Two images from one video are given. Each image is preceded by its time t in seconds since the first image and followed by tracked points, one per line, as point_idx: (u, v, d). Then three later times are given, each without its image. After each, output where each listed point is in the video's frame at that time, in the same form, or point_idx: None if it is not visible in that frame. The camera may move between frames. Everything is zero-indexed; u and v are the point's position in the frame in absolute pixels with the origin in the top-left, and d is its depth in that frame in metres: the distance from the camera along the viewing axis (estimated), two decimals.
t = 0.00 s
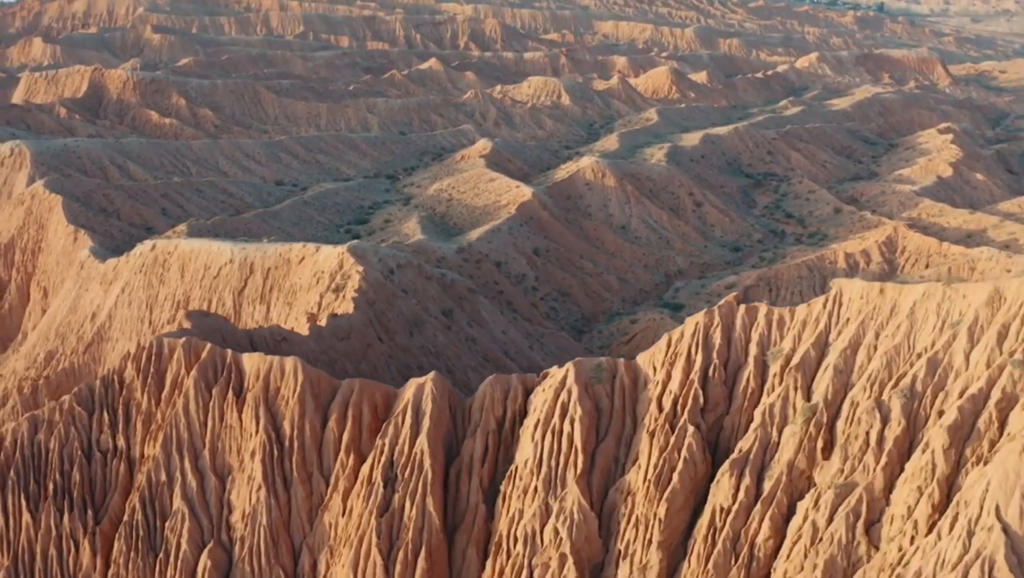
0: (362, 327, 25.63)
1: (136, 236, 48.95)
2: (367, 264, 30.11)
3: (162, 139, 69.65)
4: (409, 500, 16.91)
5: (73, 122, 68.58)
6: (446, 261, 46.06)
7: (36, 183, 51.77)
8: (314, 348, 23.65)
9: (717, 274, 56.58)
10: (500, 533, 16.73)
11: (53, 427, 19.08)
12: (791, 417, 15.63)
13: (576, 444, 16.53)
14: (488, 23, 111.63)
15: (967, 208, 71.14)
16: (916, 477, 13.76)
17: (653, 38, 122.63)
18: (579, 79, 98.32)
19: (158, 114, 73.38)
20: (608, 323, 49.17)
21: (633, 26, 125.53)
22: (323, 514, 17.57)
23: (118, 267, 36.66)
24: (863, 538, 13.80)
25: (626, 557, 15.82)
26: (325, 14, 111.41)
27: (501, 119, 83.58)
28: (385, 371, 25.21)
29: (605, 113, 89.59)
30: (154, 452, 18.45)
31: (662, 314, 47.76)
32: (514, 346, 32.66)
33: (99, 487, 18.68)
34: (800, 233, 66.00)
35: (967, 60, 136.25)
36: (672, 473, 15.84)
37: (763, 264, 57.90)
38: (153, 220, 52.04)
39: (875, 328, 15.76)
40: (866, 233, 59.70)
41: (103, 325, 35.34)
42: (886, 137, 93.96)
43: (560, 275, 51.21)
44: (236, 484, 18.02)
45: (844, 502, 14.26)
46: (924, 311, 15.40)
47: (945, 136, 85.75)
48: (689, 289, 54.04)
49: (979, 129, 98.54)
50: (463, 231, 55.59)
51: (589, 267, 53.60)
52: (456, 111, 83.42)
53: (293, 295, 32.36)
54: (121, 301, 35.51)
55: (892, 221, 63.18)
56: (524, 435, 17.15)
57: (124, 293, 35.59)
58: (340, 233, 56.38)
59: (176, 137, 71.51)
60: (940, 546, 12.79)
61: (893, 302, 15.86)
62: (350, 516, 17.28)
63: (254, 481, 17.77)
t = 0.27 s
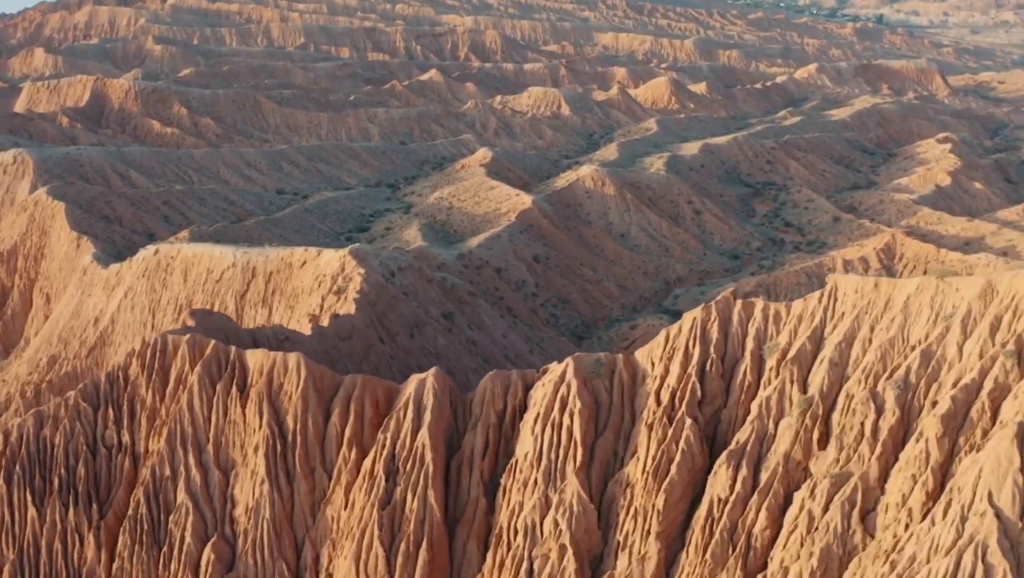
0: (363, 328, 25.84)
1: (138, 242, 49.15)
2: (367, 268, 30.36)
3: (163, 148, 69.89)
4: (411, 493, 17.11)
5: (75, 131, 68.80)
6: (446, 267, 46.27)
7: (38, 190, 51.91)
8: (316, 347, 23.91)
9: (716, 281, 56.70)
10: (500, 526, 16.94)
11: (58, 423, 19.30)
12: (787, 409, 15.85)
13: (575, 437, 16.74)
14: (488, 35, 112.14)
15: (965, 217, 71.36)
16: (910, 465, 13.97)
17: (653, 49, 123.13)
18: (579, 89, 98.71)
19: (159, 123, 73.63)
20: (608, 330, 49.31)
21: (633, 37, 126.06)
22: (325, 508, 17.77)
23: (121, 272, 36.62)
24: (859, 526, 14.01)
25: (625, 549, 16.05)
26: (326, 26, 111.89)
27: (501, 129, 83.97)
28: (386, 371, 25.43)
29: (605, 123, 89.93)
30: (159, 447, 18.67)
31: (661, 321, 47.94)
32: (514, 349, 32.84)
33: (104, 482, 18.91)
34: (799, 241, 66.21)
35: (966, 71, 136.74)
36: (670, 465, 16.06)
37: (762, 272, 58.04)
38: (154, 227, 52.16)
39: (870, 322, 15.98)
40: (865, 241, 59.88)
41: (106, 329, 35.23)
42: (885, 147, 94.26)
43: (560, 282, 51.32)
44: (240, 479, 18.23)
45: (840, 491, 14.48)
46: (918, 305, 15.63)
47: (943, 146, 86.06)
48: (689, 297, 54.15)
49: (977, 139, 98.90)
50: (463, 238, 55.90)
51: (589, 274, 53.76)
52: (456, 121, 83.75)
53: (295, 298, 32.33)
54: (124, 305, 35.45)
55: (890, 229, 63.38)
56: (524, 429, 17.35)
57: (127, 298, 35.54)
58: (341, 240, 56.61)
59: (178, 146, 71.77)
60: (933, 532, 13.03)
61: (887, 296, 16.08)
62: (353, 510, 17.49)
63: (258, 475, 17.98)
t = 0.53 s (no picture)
0: (364, 330, 26.08)
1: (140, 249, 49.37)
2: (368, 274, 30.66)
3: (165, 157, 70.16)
4: (412, 487, 17.32)
5: (77, 140, 69.09)
6: (446, 273, 46.48)
7: (40, 197, 52.09)
8: (318, 347, 24.19)
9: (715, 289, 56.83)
10: (500, 519, 17.14)
11: (63, 419, 19.54)
12: (783, 403, 16.07)
13: (575, 431, 16.97)
14: (488, 47, 112.67)
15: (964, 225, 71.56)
16: (904, 455, 14.19)
17: (653, 61, 123.59)
18: (579, 100, 99.07)
19: (161, 133, 73.91)
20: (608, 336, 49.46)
21: (633, 49, 126.56)
22: (328, 503, 17.98)
23: (121, 278, 36.00)
24: (854, 516, 14.22)
25: (624, 541, 16.25)
26: (327, 37, 112.46)
27: (501, 140, 84.40)
28: (387, 372, 25.68)
29: (604, 134, 90.29)
30: (163, 443, 18.90)
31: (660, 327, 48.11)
32: (514, 353, 33.03)
33: (109, 478, 19.15)
34: (798, 250, 66.43)
35: (964, 82, 137.23)
36: (668, 458, 16.28)
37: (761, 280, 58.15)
38: (156, 235, 52.32)
39: (865, 317, 16.23)
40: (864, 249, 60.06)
41: (109, 335, 34.51)
42: (884, 157, 94.58)
43: (560, 289, 51.42)
44: (243, 474, 18.45)
45: (836, 482, 14.69)
46: (912, 300, 15.89)
47: (942, 156, 86.40)
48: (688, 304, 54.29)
49: (976, 149, 99.20)
50: (462, 246, 56.25)
51: (588, 282, 53.91)
52: (457, 131, 84.10)
53: (297, 302, 32.38)
54: (126, 311, 34.81)
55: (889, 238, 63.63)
56: (524, 423, 17.56)
57: (129, 303, 34.89)
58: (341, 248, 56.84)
59: (179, 156, 72.08)
60: (927, 519, 13.25)
61: (881, 292, 16.34)
62: (354, 504, 17.70)
63: (261, 470, 18.20)
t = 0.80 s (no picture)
0: (366, 332, 26.37)
1: (142, 257, 49.64)
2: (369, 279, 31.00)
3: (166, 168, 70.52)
4: (414, 480, 17.55)
5: (79, 152, 69.44)
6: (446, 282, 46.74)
7: (43, 206, 52.34)
8: (320, 348, 24.46)
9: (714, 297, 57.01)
10: (501, 513, 17.38)
11: (69, 416, 19.84)
12: (779, 396, 16.33)
13: (574, 425, 17.22)
14: (488, 61, 113.31)
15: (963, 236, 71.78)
16: (898, 445, 14.43)
17: (652, 74, 124.17)
18: (578, 113, 99.52)
19: (162, 145, 74.25)
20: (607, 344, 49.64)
21: (632, 63, 127.16)
22: (330, 497, 18.23)
23: (124, 286, 35.62)
24: (849, 505, 14.46)
25: (623, 533, 16.49)
26: (327, 51, 113.11)
27: (501, 152, 84.85)
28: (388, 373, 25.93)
29: (603, 146, 90.70)
30: (167, 439, 19.17)
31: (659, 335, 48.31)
32: (514, 357, 33.25)
33: (114, 474, 19.44)
34: (796, 260, 66.67)
35: (963, 96, 137.74)
36: (665, 451, 16.53)
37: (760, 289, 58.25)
38: (157, 243, 52.54)
39: (859, 312, 16.51)
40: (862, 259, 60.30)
41: (112, 342, 33.96)
42: (882, 169, 94.93)
43: (559, 297, 51.56)
44: (246, 469, 18.69)
45: (830, 472, 14.93)
46: (904, 294, 16.19)
47: (940, 168, 86.72)
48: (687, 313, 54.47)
49: (975, 161, 99.55)
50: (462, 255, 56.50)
51: (588, 291, 54.11)
52: (457, 143, 84.51)
53: (298, 307, 32.58)
54: (130, 317, 34.28)
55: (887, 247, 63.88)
56: (524, 418, 17.80)
57: (132, 310, 34.39)
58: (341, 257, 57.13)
59: (180, 167, 72.43)
60: (920, 506, 13.51)
61: (875, 288, 16.64)
62: (356, 498, 17.94)
63: (264, 465, 18.45)
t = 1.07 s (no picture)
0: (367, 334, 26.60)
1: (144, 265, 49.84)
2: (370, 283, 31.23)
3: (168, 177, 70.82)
4: (415, 475, 17.76)
5: (81, 161, 69.74)
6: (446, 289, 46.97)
7: (45, 214, 52.56)
8: (323, 348, 24.68)
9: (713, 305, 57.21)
10: (501, 507, 17.60)
11: (74, 413, 20.07)
12: (775, 390, 16.55)
13: (573, 420, 17.43)
14: (488, 72, 113.84)
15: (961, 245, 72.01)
16: (892, 436, 14.66)
17: (652, 85, 124.64)
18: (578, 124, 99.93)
19: (164, 154, 74.56)
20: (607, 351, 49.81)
21: (631, 75, 127.69)
22: (332, 493, 18.43)
23: (126, 291, 35.70)
24: (844, 497, 14.69)
25: (621, 526, 16.70)
26: (328, 63, 113.63)
27: (501, 162, 85.22)
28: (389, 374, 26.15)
29: (603, 156, 91.05)
30: (170, 435, 19.39)
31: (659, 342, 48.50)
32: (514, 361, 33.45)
33: (119, 471, 19.67)
34: (795, 268, 66.88)
35: (961, 107, 138.21)
36: (663, 445, 16.75)
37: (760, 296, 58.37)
38: (159, 251, 52.76)
39: (854, 308, 16.75)
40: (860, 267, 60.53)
41: (114, 346, 34.03)
42: (881, 179, 95.25)
43: (559, 304, 51.73)
44: (249, 466, 18.91)
45: (826, 464, 15.15)
46: (899, 290, 16.43)
47: (938, 177, 86.99)
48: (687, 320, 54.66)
49: (973, 171, 99.88)
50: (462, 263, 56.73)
51: (587, 298, 54.31)
52: (457, 153, 84.85)
53: (300, 311, 32.73)
54: (132, 322, 34.35)
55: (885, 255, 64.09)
56: (523, 414, 18.01)
57: (134, 315, 34.46)
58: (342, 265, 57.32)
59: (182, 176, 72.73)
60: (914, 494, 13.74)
61: (869, 284, 16.87)
62: (358, 493, 18.14)
63: (267, 461, 18.66)
